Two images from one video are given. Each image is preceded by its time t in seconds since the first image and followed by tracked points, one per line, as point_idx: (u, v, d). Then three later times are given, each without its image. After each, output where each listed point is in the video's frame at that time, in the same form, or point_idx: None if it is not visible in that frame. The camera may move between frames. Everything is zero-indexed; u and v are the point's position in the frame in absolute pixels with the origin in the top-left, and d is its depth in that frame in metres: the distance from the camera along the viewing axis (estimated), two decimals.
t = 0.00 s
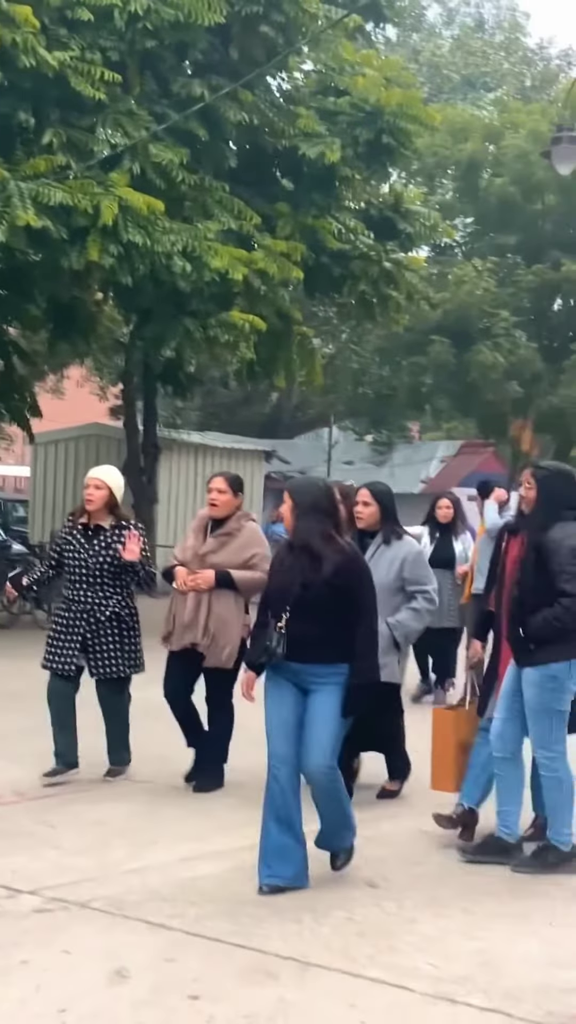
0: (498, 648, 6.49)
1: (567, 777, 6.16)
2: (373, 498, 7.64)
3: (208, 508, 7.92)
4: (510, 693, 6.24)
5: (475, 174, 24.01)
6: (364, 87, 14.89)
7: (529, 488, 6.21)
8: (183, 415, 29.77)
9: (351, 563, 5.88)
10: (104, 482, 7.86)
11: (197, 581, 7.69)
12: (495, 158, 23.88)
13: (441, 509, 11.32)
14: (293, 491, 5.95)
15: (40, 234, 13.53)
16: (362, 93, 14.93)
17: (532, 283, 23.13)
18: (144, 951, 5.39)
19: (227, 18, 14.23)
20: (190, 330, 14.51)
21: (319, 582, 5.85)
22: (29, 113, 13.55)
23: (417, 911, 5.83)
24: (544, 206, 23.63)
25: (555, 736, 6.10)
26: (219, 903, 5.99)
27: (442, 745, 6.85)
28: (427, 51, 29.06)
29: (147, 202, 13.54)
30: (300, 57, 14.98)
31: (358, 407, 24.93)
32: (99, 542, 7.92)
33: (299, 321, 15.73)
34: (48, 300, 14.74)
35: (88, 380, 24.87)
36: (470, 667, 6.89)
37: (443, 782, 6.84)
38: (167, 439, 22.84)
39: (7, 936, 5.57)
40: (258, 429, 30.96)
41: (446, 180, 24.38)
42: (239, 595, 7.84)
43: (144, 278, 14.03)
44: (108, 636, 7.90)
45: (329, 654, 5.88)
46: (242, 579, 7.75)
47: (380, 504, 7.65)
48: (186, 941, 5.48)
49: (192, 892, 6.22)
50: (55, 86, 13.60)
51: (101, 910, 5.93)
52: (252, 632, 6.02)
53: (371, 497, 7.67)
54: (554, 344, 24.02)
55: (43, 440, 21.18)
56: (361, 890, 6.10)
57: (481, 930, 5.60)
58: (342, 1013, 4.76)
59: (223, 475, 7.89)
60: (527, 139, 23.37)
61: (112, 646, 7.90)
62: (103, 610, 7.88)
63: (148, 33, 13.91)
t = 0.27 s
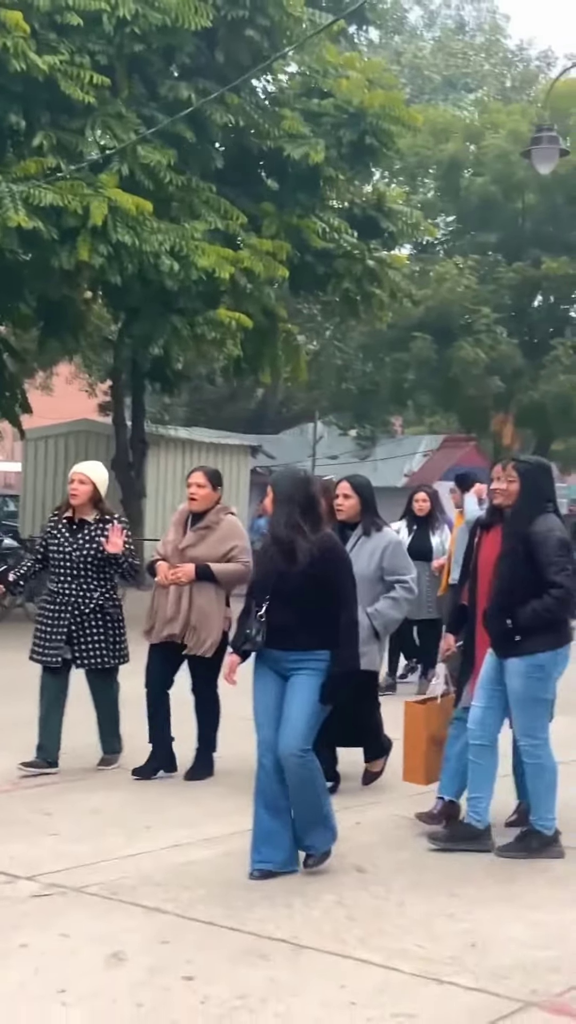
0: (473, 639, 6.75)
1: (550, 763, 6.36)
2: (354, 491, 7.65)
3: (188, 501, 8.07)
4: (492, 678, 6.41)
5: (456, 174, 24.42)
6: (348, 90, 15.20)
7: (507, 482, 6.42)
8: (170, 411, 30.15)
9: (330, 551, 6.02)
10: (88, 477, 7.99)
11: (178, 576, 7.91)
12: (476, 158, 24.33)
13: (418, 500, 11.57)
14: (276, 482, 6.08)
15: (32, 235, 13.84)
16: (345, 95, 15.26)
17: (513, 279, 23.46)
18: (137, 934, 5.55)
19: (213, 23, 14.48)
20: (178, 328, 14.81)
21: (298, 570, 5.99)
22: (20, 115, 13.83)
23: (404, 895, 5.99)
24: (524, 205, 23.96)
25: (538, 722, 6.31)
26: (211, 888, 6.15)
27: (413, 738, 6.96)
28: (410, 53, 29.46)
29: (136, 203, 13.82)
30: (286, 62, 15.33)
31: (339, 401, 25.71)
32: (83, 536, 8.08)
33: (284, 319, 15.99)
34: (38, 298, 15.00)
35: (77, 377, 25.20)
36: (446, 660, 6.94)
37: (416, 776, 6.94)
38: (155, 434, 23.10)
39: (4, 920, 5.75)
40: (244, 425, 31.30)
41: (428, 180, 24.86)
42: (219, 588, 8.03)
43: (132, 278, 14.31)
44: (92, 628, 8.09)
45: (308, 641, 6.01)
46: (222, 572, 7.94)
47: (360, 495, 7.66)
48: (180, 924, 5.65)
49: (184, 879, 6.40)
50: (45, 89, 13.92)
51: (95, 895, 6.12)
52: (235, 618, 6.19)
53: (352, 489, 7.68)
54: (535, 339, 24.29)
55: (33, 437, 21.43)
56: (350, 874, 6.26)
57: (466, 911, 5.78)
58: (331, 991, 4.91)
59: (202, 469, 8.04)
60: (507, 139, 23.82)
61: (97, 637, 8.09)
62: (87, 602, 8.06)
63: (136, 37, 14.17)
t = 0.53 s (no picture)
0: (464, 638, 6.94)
1: (551, 756, 6.63)
2: (353, 489, 7.88)
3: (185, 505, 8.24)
4: (491, 676, 6.59)
5: (454, 181, 24.86)
6: (347, 100, 15.62)
7: (506, 482, 6.61)
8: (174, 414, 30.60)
9: (325, 550, 6.14)
10: (89, 480, 8.19)
11: (176, 577, 8.04)
12: (472, 164, 24.77)
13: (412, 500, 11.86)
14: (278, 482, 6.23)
15: (40, 243, 14.17)
16: (345, 105, 15.64)
17: (510, 284, 23.82)
18: (153, 923, 5.85)
19: (216, 36, 14.89)
20: (183, 334, 15.13)
21: (291, 572, 6.14)
22: (28, 128, 14.18)
23: (409, 886, 6.28)
24: (521, 210, 24.33)
25: (541, 718, 6.55)
26: (222, 881, 6.45)
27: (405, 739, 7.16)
28: (408, 61, 29.89)
29: (141, 211, 14.16)
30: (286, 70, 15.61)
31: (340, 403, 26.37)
32: (83, 537, 8.28)
33: (286, 325, 16.33)
34: (46, 305, 15.38)
35: (83, 382, 25.64)
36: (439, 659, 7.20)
37: (408, 774, 7.15)
38: (159, 437, 23.46)
39: (24, 910, 6.06)
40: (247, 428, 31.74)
41: (427, 188, 25.35)
42: (217, 589, 8.17)
43: (138, 284, 14.63)
44: (93, 629, 8.26)
45: (304, 639, 6.18)
46: (220, 572, 8.09)
47: (359, 493, 7.89)
48: (194, 915, 5.92)
49: (196, 871, 6.71)
50: (52, 102, 14.28)
51: (110, 887, 6.44)
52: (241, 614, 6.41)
53: (351, 488, 7.90)
54: (532, 341, 24.59)
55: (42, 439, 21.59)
56: (356, 866, 6.55)
57: (469, 902, 6.05)
58: (340, 979, 5.17)
59: (198, 472, 8.22)
60: (503, 147, 24.28)
61: (100, 637, 8.26)
62: (87, 603, 8.24)
63: (141, 50, 14.56)
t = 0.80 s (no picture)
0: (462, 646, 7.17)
1: (557, 761, 6.86)
2: (358, 500, 8.18)
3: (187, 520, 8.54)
4: (500, 686, 6.80)
5: (457, 198, 25.25)
6: (353, 121, 15.99)
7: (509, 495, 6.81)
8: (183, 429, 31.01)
9: (323, 561, 6.30)
10: (95, 492, 8.45)
11: (178, 590, 8.31)
12: (475, 182, 25.14)
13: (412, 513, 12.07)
14: (283, 495, 6.44)
15: (53, 263, 14.48)
16: (351, 126, 16.03)
17: (513, 299, 24.13)
18: (173, 927, 6.10)
19: (224, 59, 15.19)
20: (193, 352, 15.44)
21: (292, 581, 6.32)
22: (41, 151, 14.52)
23: (420, 891, 6.51)
24: (523, 226, 24.61)
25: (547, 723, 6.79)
26: (239, 888, 6.70)
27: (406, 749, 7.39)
28: (411, 81, 30.28)
29: (152, 231, 14.49)
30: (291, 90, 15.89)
31: (346, 417, 26.69)
32: (90, 549, 8.54)
33: (295, 341, 16.66)
34: (58, 323, 15.70)
35: (93, 398, 26.05)
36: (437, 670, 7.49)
37: (408, 784, 7.33)
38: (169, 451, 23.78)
39: (48, 915, 6.32)
40: (254, 441, 32.12)
41: (431, 206, 25.64)
42: (219, 601, 8.45)
43: (149, 302, 14.95)
44: (96, 638, 8.48)
45: (306, 648, 6.34)
46: (222, 585, 8.37)
47: (365, 505, 8.20)
48: (210, 921, 6.16)
49: (213, 877, 6.97)
50: (65, 126, 14.61)
51: (130, 893, 6.70)
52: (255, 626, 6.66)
53: (357, 500, 8.20)
54: (535, 356, 24.83)
55: (53, 455, 21.82)
56: (369, 872, 6.79)
57: (478, 907, 6.28)
58: (353, 981, 5.39)
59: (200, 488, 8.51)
60: (506, 165, 24.63)
61: (104, 646, 8.48)
62: (92, 613, 8.47)
63: (151, 75, 14.91)
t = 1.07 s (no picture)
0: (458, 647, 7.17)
1: (561, 763, 6.78)
2: (362, 508, 8.07)
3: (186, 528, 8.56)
4: (502, 690, 6.71)
5: (457, 213, 25.59)
6: (355, 138, 16.37)
7: (508, 499, 6.70)
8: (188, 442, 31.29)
9: (320, 570, 6.32)
10: (97, 502, 8.51)
11: (177, 597, 8.34)
12: (474, 196, 25.48)
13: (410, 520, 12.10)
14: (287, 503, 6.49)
15: (62, 278, 14.73)
16: (353, 142, 16.38)
17: (512, 310, 24.41)
18: (185, 926, 6.08)
19: (229, 78, 15.50)
20: (200, 365, 15.71)
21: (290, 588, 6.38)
22: (51, 169, 14.85)
23: (431, 889, 6.47)
24: (522, 240, 24.99)
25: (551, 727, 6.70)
26: (251, 888, 6.66)
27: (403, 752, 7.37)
28: (411, 98, 30.66)
29: (159, 246, 14.80)
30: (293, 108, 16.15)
31: (350, 428, 27.07)
32: (93, 557, 8.63)
33: (299, 353, 16.95)
34: (67, 337, 15.99)
35: (100, 411, 26.34)
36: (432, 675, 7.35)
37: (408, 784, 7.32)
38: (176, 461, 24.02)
39: (61, 915, 6.31)
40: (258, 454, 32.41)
41: (430, 220, 26.09)
42: (217, 608, 8.47)
43: (157, 315, 15.24)
44: (99, 645, 8.54)
45: (306, 656, 6.39)
46: (221, 592, 8.40)
47: (367, 513, 8.08)
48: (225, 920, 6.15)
49: (225, 879, 6.97)
50: (73, 144, 14.92)
51: (142, 894, 6.71)
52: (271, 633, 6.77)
53: (360, 508, 8.09)
54: (535, 366, 25.24)
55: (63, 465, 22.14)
56: (380, 871, 6.77)
57: (490, 905, 6.23)
58: (369, 978, 5.36)
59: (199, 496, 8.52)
60: (504, 179, 24.94)
61: (106, 653, 8.54)
62: (95, 619, 8.53)
63: (158, 93, 15.22)
